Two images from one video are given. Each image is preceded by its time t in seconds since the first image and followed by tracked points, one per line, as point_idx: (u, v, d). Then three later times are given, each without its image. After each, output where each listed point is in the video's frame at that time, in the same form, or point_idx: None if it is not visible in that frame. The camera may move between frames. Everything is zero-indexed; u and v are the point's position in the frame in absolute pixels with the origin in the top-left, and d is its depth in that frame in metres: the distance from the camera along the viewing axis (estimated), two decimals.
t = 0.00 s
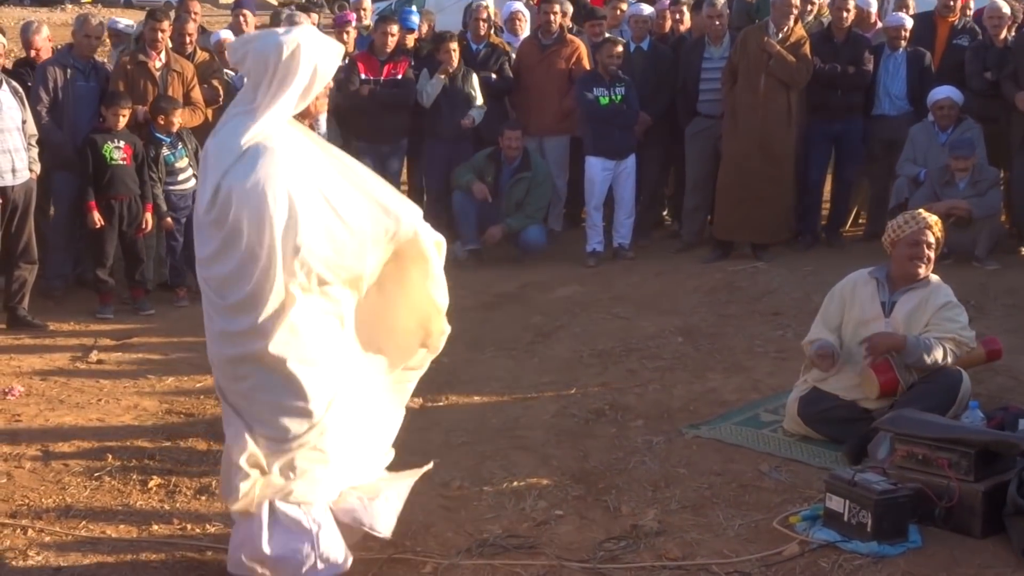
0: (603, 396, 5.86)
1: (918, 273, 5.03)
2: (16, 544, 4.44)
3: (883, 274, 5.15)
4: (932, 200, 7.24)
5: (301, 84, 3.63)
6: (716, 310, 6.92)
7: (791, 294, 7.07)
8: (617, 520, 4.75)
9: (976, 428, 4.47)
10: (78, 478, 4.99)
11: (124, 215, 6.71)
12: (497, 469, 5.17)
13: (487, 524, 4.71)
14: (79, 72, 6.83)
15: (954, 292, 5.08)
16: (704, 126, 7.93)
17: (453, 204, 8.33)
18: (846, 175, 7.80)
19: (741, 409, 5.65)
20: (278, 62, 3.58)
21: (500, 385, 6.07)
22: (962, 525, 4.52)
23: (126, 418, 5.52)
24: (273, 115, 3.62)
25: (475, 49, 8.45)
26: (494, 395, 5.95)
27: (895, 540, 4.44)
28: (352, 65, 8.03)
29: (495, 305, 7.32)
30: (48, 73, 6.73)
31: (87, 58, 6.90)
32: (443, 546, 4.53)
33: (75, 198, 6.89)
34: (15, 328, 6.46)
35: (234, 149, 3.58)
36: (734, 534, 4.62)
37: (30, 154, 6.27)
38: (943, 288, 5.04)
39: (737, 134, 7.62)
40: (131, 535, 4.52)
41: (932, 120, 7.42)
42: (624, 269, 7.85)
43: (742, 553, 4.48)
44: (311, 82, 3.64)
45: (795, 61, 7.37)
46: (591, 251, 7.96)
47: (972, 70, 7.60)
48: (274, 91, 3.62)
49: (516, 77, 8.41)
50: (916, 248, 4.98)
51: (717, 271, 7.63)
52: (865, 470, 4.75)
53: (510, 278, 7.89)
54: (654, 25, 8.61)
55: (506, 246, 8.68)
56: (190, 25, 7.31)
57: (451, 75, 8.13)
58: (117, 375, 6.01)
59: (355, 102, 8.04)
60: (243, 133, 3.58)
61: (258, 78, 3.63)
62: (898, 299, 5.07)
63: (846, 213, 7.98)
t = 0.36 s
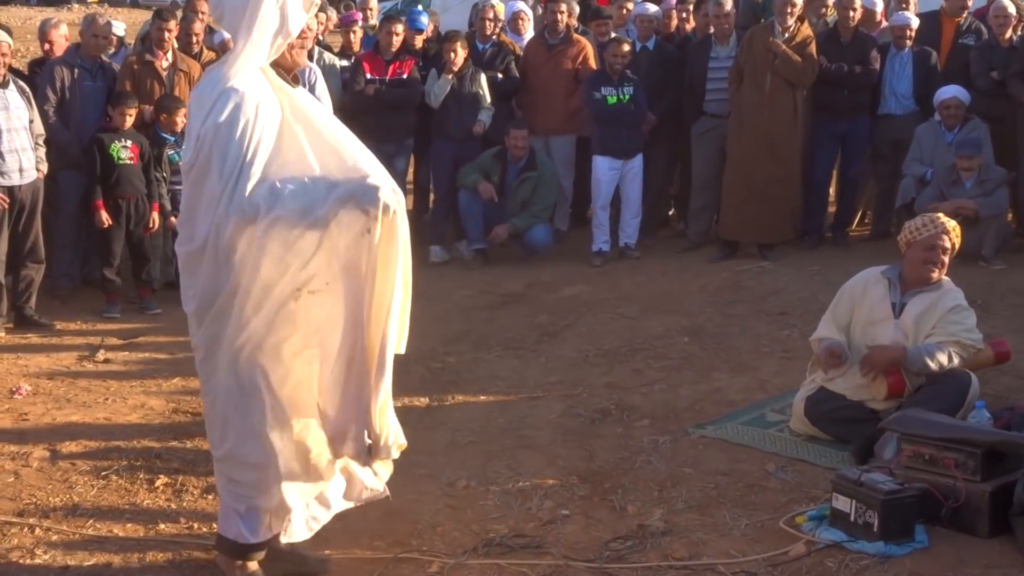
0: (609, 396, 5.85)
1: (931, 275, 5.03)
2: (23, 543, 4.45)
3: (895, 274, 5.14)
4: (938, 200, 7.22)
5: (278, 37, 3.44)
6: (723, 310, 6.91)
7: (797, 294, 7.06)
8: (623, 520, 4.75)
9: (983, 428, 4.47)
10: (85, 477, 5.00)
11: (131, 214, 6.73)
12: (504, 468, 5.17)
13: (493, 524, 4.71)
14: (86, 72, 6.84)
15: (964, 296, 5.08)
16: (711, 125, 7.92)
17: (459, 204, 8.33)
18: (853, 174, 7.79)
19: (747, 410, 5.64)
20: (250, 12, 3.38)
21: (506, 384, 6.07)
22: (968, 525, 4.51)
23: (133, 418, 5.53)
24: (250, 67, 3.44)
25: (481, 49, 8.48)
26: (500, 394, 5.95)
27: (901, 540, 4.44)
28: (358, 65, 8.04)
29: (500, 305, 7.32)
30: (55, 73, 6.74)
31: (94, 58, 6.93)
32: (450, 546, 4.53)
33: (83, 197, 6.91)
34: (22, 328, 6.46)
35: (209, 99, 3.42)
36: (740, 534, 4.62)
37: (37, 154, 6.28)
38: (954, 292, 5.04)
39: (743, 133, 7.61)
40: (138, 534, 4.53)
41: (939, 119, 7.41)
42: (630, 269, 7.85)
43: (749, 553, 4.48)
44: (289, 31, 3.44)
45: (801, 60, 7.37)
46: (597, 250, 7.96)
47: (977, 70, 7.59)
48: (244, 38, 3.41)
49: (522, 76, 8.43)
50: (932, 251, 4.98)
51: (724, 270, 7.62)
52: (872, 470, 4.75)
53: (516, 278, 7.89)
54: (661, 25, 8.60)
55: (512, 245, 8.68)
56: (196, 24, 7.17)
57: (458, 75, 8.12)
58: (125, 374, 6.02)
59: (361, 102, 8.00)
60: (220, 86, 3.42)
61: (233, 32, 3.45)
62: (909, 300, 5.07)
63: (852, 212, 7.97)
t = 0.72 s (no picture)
0: (621, 396, 5.85)
1: (955, 277, 5.00)
2: (36, 543, 4.46)
3: (916, 274, 5.12)
4: (950, 199, 7.21)
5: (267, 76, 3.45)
6: (734, 310, 6.91)
7: (808, 294, 7.05)
8: (635, 521, 4.75)
9: (996, 428, 4.45)
10: (98, 477, 5.01)
11: (144, 215, 6.75)
12: (515, 468, 5.17)
13: (506, 524, 4.71)
14: (98, 73, 6.84)
15: (984, 300, 5.08)
16: (724, 125, 7.90)
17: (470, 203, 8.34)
18: (864, 174, 7.77)
19: (759, 410, 5.64)
20: (241, 44, 3.40)
21: (518, 384, 6.07)
22: (981, 526, 4.51)
23: (146, 417, 5.54)
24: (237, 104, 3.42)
25: (492, 49, 8.47)
26: (512, 394, 5.95)
27: (914, 540, 4.44)
28: (369, 65, 8.05)
29: (510, 305, 7.32)
30: (67, 74, 6.73)
31: (107, 59, 6.91)
32: (462, 546, 4.53)
33: (95, 198, 6.92)
34: (34, 328, 6.47)
35: (197, 135, 3.40)
36: (753, 535, 4.62)
37: (50, 155, 6.30)
38: (975, 295, 5.03)
39: (756, 133, 7.59)
40: (153, 534, 4.54)
41: (952, 118, 7.40)
42: (640, 269, 7.84)
43: (761, 553, 4.48)
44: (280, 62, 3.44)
45: (811, 59, 7.36)
46: (609, 250, 7.95)
47: (989, 68, 7.52)
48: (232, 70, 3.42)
49: (534, 76, 8.41)
50: (957, 253, 4.96)
51: (735, 270, 7.62)
52: (885, 470, 4.75)
53: (526, 278, 7.88)
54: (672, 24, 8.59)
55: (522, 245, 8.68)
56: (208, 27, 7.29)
57: (471, 75, 8.12)
58: (137, 373, 6.02)
59: (372, 101, 8.04)
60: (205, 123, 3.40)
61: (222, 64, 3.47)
62: (929, 302, 5.05)
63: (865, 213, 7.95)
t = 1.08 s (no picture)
0: (637, 396, 5.85)
1: (982, 279, 4.99)
2: (54, 543, 4.48)
3: (939, 274, 5.11)
4: (966, 199, 7.22)
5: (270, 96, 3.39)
6: (748, 310, 6.89)
7: (821, 294, 7.04)
8: (651, 521, 4.75)
9: (1013, 428, 4.45)
10: (114, 477, 5.03)
11: (160, 216, 6.76)
12: (531, 468, 5.17)
13: (521, 524, 4.71)
14: (115, 74, 6.87)
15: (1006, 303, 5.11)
16: (738, 125, 7.87)
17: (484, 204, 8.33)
18: (880, 173, 7.75)
19: (775, 410, 5.63)
20: (253, 68, 3.38)
21: (533, 384, 6.07)
22: (998, 526, 4.51)
23: (163, 417, 5.56)
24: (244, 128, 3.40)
25: (506, 49, 8.47)
26: (528, 394, 5.96)
27: (931, 541, 4.43)
28: (384, 65, 8.07)
29: (524, 305, 7.33)
30: (84, 75, 6.76)
31: (123, 60, 6.94)
32: (478, 546, 4.53)
33: (112, 199, 6.94)
34: (50, 328, 6.48)
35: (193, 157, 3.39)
36: (769, 535, 4.61)
37: (66, 156, 6.32)
38: (998, 298, 5.05)
39: (772, 133, 7.58)
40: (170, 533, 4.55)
41: (967, 117, 7.36)
42: (655, 269, 7.83)
43: (778, 553, 4.48)
44: (286, 88, 3.39)
45: (827, 58, 7.33)
46: (624, 251, 7.95)
47: (1006, 67, 7.44)
48: (239, 92, 3.41)
49: (548, 77, 8.43)
50: (986, 259, 4.95)
51: (749, 270, 7.60)
52: (901, 471, 4.75)
53: (540, 278, 7.88)
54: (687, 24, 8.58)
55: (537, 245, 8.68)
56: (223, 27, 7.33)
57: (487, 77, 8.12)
58: (153, 374, 6.03)
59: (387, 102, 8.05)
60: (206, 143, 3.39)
61: (232, 87, 3.43)
62: (952, 303, 5.04)
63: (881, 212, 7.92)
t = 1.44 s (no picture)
0: (652, 396, 5.84)
1: (1000, 280, 4.96)
2: (71, 542, 4.50)
3: (957, 275, 5.09)
4: (983, 198, 7.11)
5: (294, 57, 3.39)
6: (763, 310, 6.88)
7: (835, 294, 7.03)
8: (666, 521, 4.75)
9: None
10: (131, 477, 5.05)
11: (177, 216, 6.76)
12: (546, 468, 5.18)
13: (536, 524, 4.72)
14: (131, 75, 6.89)
15: None
16: (754, 125, 7.87)
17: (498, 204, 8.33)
18: (898, 172, 7.71)
19: (790, 409, 5.62)
20: (275, 30, 3.34)
21: (548, 384, 6.08)
22: (1015, 526, 4.47)
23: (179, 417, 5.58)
24: (259, 87, 3.39)
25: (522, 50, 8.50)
26: (543, 394, 5.96)
27: (947, 541, 4.43)
28: (399, 65, 8.10)
29: (538, 305, 7.33)
30: (100, 76, 6.82)
31: (139, 61, 6.96)
32: (493, 546, 4.54)
33: (129, 199, 6.96)
34: (68, 328, 6.51)
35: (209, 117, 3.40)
36: (785, 535, 4.61)
37: (82, 156, 6.35)
38: (1018, 300, 4.98)
39: (787, 134, 7.59)
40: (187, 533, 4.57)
41: (983, 117, 7.37)
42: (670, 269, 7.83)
43: (794, 553, 4.48)
44: (309, 54, 3.40)
45: (843, 58, 7.35)
46: (639, 251, 7.94)
47: None
48: (260, 56, 3.36)
49: (564, 77, 8.43)
50: (1002, 259, 4.90)
51: (766, 271, 7.58)
52: (917, 471, 4.75)
53: (554, 278, 7.88)
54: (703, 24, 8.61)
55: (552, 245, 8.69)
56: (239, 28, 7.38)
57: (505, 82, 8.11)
58: (169, 374, 6.05)
59: (404, 102, 8.06)
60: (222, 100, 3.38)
61: (251, 47, 3.40)
62: (970, 305, 5.02)
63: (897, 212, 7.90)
